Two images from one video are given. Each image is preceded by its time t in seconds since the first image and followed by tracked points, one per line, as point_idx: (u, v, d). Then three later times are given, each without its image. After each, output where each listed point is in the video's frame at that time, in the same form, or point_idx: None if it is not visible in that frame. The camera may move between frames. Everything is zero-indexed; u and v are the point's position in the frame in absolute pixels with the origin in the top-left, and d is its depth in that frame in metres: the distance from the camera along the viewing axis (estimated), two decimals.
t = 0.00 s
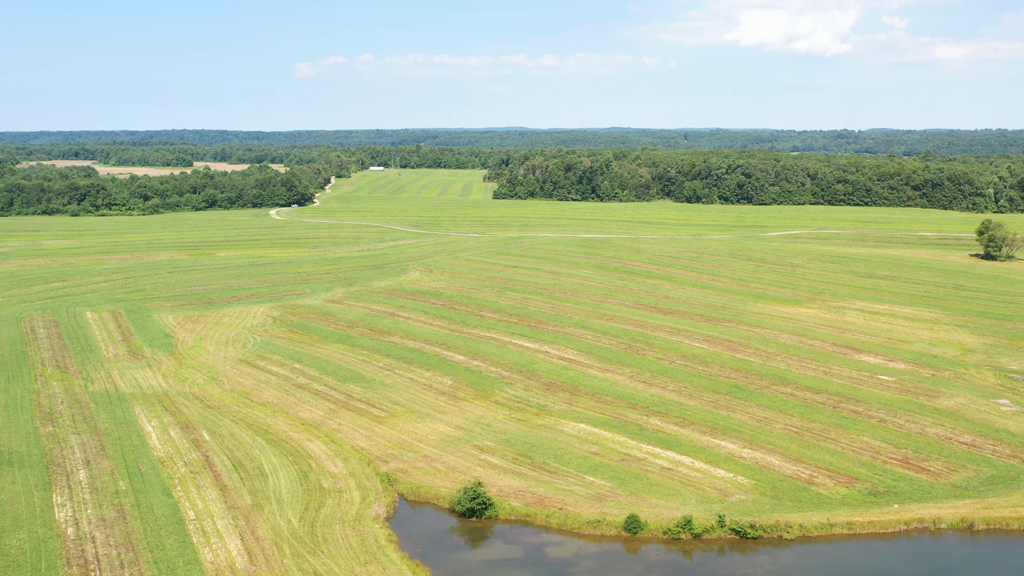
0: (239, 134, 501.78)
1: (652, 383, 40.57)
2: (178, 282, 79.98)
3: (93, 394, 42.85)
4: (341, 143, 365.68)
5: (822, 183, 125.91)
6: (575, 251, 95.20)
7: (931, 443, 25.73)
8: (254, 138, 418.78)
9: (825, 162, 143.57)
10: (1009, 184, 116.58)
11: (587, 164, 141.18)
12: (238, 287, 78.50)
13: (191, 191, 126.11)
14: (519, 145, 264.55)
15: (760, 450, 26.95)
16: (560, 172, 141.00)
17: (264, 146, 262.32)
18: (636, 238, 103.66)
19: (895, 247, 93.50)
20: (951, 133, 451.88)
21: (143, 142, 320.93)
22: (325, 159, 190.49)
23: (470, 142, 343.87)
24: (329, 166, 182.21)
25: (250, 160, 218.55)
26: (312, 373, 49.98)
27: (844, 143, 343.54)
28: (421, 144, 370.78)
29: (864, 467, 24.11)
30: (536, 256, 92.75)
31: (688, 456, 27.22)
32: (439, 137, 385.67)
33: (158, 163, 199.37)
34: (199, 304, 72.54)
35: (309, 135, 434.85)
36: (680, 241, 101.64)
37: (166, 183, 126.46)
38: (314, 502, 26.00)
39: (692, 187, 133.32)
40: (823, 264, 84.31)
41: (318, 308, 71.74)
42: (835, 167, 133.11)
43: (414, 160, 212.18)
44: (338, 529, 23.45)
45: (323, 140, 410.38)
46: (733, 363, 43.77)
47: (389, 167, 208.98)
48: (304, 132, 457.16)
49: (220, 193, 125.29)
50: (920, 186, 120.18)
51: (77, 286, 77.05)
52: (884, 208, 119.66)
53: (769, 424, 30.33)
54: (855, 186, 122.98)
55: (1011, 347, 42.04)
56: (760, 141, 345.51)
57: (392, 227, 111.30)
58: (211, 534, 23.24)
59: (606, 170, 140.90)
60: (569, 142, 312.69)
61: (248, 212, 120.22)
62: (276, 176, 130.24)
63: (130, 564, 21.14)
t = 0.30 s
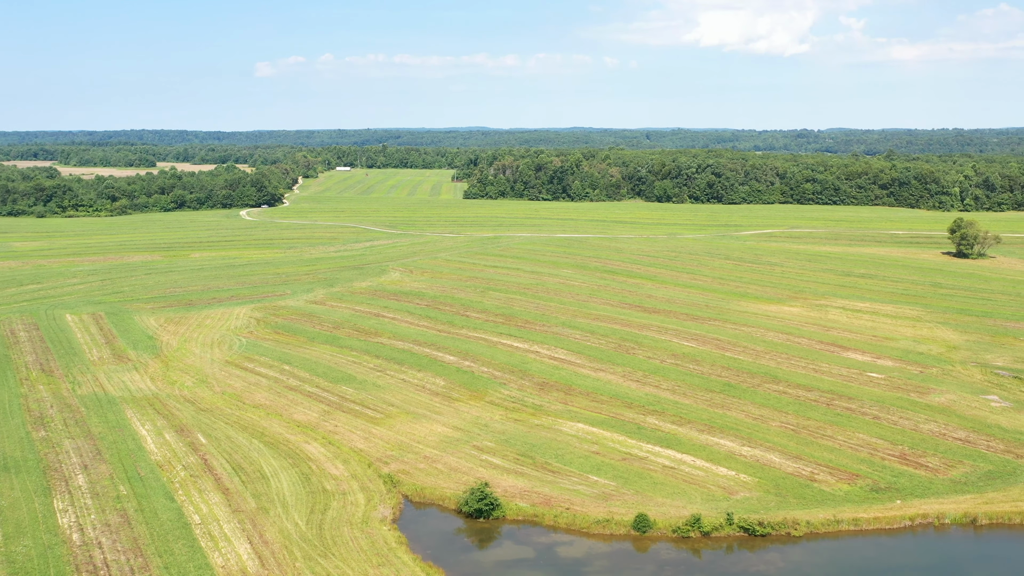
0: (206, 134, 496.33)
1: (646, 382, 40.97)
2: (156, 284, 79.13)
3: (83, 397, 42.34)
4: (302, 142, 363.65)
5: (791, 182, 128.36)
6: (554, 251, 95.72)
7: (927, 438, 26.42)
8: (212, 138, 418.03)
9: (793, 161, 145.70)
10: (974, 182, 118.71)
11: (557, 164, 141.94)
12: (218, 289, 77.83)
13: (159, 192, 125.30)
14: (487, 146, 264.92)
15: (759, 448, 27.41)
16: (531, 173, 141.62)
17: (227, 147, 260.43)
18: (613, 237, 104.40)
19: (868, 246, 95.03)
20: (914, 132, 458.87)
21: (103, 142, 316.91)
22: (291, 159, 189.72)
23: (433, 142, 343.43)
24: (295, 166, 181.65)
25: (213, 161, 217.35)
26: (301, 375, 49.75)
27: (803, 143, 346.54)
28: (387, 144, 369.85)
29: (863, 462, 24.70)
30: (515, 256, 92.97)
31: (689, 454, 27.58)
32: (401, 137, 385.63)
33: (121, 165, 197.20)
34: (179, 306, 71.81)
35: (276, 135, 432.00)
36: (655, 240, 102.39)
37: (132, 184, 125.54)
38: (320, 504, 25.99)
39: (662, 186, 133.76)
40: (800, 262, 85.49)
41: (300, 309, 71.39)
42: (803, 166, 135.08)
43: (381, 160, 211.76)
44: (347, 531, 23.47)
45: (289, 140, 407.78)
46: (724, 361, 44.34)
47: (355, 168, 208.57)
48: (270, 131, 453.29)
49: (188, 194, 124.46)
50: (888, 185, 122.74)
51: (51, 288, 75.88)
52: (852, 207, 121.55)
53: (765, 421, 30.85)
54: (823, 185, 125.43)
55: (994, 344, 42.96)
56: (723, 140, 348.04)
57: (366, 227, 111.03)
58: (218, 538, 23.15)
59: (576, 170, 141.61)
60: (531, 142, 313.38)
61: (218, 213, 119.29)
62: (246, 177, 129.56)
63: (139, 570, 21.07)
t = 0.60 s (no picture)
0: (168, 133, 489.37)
1: (638, 381, 41.46)
2: (132, 286, 78.15)
3: (72, 401, 41.81)
4: (262, 141, 360.01)
5: (758, 181, 129.85)
6: (530, 250, 96.19)
7: (921, 434, 27.29)
8: (167, 138, 412.82)
9: (759, 160, 147.73)
10: (937, 180, 121.50)
11: (526, 164, 142.64)
12: (195, 291, 77.06)
13: (123, 193, 124.04)
14: (452, 146, 264.92)
15: (758, 445, 28.01)
16: (499, 173, 142.20)
17: (188, 147, 257.44)
18: (588, 236, 105.11)
19: (840, 244, 96.57)
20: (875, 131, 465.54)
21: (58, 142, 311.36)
22: (254, 159, 188.25)
23: (395, 142, 342.53)
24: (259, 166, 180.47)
25: (173, 162, 214.44)
26: (290, 377, 49.49)
27: (762, 143, 348.48)
28: (349, 144, 367.37)
29: (862, 459, 25.46)
30: (493, 255, 93.15)
31: (689, 453, 28.02)
32: (361, 137, 383.79)
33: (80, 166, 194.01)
34: (158, 308, 70.97)
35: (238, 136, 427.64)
36: (629, 239, 103.03)
37: (96, 185, 124.16)
38: (326, 507, 26.06)
39: (630, 186, 134.49)
40: (776, 260, 86.62)
41: (282, 310, 70.99)
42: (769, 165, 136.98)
43: (344, 160, 210.95)
44: (357, 534, 23.57)
45: (250, 139, 404.00)
46: (713, 360, 44.98)
47: (318, 168, 207.58)
48: (233, 131, 448.31)
49: (154, 194, 123.31)
50: (853, 183, 125.34)
51: (23, 291, 74.56)
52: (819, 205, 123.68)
53: (760, 418, 31.47)
54: (790, 184, 127.35)
55: (975, 340, 44.16)
56: (682, 140, 349.10)
57: (337, 227, 110.63)
58: (228, 542, 23.12)
59: (544, 170, 142.12)
60: (492, 142, 313.15)
61: (186, 213, 118.04)
62: (213, 177, 128.49)
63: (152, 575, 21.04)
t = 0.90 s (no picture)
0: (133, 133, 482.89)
1: (631, 380, 41.92)
2: (110, 287, 77.26)
3: (62, 404, 41.42)
4: (211, 143, 356.16)
5: (727, 181, 130.67)
6: (508, 250, 96.53)
7: (914, 430, 28.06)
8: (128, 138, 406.52)
9: (727, 159, 149.52)
10: (903, 179, 123.45)
11: (496, 164, 143.09)
12: (174, 292, 76.34)
13: (89, 194, 122.52)
14: (419, 146, 264.77)
15: (757, 442, 28.57)
16: (469, 172, 142.59)
17: (150, 147, 254.61)
18: (563, 236, 105.68)
19: (813, 243, 97.97)
20: (840, 130, 471.53)
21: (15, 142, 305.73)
22: (220, 159, 186.89)
23: (358, 142, 341.29)
24: (225, 165, 179.40)
25: (136, 162, 211.77)
26: (281, 378, 49.29)
27: (724, 143, 351.99)
28: (311, 144, 364.27)
29: (860, 454, 26.17)
30: (471, 255, 93.27)
31: (689, 450, 28.48)
32: (317, 137, 380.80)
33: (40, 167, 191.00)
34: (138, 310, 70.25)
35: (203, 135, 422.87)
36: (605, 239, 103.66)
37: (61, 185, 122.37)
38: (333, 508, 26.14)
39: (600, 186, 135.27)
40: (754, 259, 87.74)
41: (264, 311, 70.63)
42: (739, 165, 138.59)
43: (309, 160, 209.96)
44: (366, 535, 23.70)
45: (214, 139, 399.98)
46: (703, 358, 45.58)
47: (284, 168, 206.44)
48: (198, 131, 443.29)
49: (121, 195, 121.93)
50: (821, 183, 127.60)
51: None
52: (788, 204, 125.32)
53: (755, 415, 32.04)
54: (758, 184, 128.75)
55: (958, 336, 45.19)
56: (646, 140, 351.46)
57: (311, 228, 110.30)
58: (238, 546, 23.14)
59: (514, 169, 142.47)
60: (455, 142, 312.27)
61: (155, 214, 116.92)
62: (181, 177, 127.39)
63: None
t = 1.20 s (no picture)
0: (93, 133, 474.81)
1: (622, 378, 42.44)
2: (85, 289, 76.20)
3: (51, 408, 40.96)
4: (173, 142, 351.72)
5: (694, 181, 131.67)
6: (483, 250, 96.70)
7: (907, 425, 28.92)
8: (88, 138, 400.08)
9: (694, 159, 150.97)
10: (870, 178, 125.60)
11: (464, 164, 143.15)
12: (150, 294, 75.50)
13: (53, 195, 120.56)
14: (382, 147, 263.97)
15: (755, 438, 29.20)
16: (438, 172, 142.43)
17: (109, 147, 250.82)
18: (538, 235, 106.07)
19: (785, 241, 99.36)
20: (805, 130, 477.30)
21: None
22: (184, 160, 184.95)
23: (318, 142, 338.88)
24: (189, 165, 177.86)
25: (94, 163, 208.86)
26: (270, 379, 49.07)
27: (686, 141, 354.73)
28: (275, 144, 361.61)
29: (857, 450, 26.94)
30: (447, 255, 93.28)
31: (689, 448, 29.03)
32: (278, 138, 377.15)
33: None
34: (116, 312, 69.41)
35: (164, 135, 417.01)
36: (578, 239, 104.03)
37: (24, 186, 120.21)
38: (340, 510, 26.29)
39: (569, 185, 135.90)
40: (729, 258, 88.82)
41: (243, 312, 70.15)
42: (706, 164, 140.01)
43: (272, 159, 208.20)
44: (377, 536, 23.90)
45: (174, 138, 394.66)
46: (691, 356, 46.22)
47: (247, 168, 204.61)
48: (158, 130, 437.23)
49: (85, 195, 120.11)
50: (787, 182, 129.48)
51: None
52: (756, 202, 126.79)
53: (750, 412, 32.69)
54: (726, 183, 129.69)
55: (937, 333, 46.29)
56: (608, 139, 353.55)
57: (282, 228, 109.73)
58: (250, 549, 23.19)
59: (483, 169, 142.51)
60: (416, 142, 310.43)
61: (122, 215, 115.42)
62: (147, 178, 125.87)
63: None
